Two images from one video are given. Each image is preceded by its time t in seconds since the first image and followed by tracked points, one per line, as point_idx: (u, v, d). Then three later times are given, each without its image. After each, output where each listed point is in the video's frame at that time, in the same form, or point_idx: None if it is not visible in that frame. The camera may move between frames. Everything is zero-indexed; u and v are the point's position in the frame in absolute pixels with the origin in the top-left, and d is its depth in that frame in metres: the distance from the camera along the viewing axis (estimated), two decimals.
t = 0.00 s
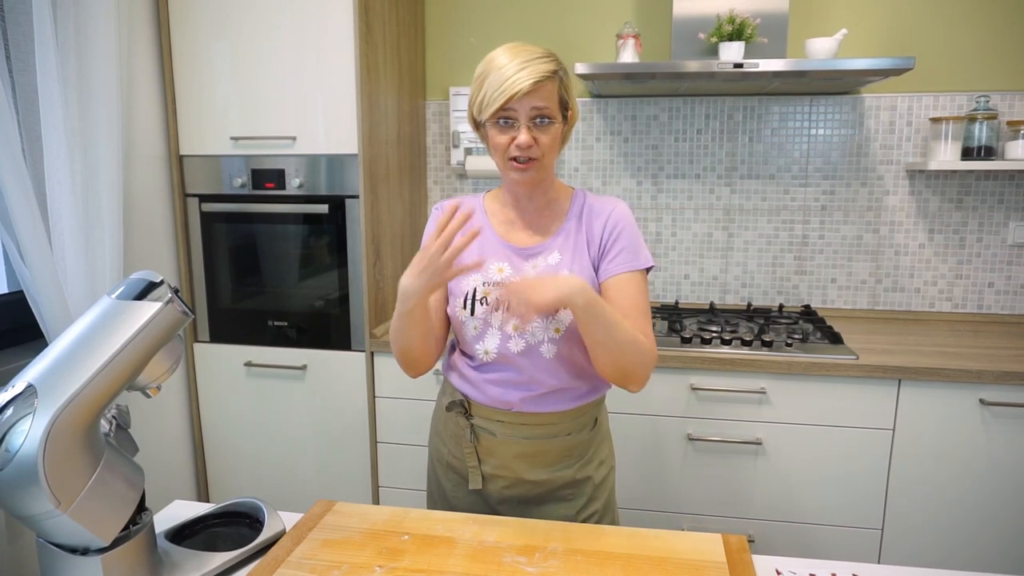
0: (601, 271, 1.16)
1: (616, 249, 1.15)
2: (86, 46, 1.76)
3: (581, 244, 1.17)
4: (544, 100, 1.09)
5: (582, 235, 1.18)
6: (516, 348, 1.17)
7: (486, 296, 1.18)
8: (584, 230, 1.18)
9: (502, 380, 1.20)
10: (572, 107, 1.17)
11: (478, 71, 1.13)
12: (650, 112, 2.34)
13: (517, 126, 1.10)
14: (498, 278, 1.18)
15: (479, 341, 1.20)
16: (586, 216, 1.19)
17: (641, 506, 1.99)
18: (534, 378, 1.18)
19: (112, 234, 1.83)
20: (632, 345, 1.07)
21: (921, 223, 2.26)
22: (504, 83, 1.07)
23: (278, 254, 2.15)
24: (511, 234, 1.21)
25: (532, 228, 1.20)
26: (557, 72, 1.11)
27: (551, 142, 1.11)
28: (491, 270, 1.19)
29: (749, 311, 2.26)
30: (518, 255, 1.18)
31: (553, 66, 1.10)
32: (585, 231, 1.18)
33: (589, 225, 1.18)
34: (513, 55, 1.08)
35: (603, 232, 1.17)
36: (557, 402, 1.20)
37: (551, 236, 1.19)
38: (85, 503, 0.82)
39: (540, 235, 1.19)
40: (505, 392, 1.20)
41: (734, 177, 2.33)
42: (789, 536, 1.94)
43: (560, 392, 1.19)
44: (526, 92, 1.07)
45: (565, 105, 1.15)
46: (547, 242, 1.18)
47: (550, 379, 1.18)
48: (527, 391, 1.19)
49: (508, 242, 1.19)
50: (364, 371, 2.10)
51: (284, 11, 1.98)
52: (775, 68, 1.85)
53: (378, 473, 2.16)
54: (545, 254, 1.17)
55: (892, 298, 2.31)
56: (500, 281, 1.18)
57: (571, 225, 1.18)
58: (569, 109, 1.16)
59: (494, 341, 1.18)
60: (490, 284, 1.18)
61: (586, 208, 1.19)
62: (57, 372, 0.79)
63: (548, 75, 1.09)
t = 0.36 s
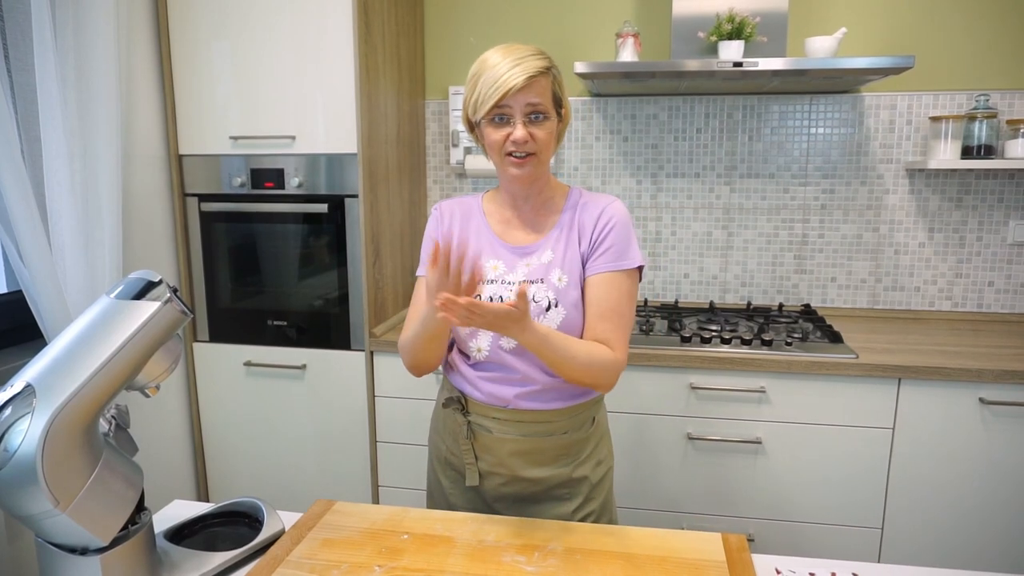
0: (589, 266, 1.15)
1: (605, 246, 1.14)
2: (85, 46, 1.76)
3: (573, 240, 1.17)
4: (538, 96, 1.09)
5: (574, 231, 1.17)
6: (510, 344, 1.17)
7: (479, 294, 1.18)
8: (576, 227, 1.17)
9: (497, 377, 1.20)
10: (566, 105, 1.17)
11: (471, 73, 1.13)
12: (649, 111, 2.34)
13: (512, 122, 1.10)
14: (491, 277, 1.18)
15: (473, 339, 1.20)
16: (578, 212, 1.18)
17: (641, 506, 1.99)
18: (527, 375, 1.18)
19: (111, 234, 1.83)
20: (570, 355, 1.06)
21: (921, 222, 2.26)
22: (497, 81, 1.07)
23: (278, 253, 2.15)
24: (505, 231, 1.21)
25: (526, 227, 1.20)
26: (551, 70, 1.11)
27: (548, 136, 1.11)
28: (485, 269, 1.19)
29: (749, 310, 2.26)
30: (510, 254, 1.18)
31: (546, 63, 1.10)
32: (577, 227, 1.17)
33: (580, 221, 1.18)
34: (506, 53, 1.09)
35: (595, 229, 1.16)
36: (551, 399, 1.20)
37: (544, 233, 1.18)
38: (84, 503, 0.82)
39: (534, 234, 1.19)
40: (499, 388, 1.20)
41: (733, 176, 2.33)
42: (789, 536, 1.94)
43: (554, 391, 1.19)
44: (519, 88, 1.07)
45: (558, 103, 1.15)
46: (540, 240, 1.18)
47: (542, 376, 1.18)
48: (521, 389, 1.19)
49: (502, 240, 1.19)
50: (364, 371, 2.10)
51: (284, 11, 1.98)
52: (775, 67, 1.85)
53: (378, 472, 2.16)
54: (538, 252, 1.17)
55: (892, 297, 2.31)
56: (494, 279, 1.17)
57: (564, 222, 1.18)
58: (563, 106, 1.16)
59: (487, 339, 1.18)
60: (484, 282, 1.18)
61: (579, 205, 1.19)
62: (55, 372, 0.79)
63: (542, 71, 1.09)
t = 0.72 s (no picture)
0: (591, 274, 1.16)
1: (607, 254, 1.14)
2: (85, 45, 1.76)
3: (573, 247, 1.16)
4: (524, 94, 1.09)
5: (574, 237, 1.17)
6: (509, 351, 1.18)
7: (479, 301, 1.18)
8: (577, 232, 1.17)
9: (496, 381, 1.21)
10: (565, 106, 1.16)
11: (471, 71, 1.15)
12: (649, 110, 2.33)
13: (497, 119, 1.11)
14: (491, 284, 1.18)
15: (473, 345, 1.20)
16: (579, 217, 1.18)
17: (641, 505, 1.99)
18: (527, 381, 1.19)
19: (111, 233, 1.83)
20: (564, 364, 1.09)
21: (921, 221, 2.26)
22: (484, 77, 1.09)
23: (278, 252, 2.15)
24: (504, 236, 1.20)
25: (525, 231, 1.19)
26: (546, 70, 1.11)
27: (532, 135, 1.11)
28: (484, 275, 1.18)
29: (749, 310, 2.26)
30: (510, 260, 1.18)
31: (542, 62, 1.10)
32: (579, 233, 1.17)
33: (581, 227, 1.17)
34: (499, 51, 1.10)
35: (597, 235, 1.16)
36: (551, 404, 1.21)
37: (544, 239, 1.18)
38: (83, 501, 0.82)
39: (533, 239, 1.19)
40: (498, 394, 1.21)
41: (733, 175, 2.33)
42: (789, 535, 1.94)
43: (554, 395, 1.20)
44: (503, 84, 1.08)
45: (557, 104, 1.14)
46: (540, 245, 1.17)
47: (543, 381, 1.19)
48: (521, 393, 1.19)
49: (501, 246, 1.19)
50: (364, 370, 2.10)
51: (284, 10, 1.98)
52: (775, 66, 1.85)
53: (378, 472, 2.16)
54: (538, 258, 1.17)
55: (892, 296, 2.31)
56: (493, 286, 1.17)
57: (565, 227, 1.18)
58: (562, 108, 1.15)
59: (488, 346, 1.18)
60: (484, 288, 1.18)
61: (579, 209, 1.18)
62: (55, 370, 0.79)
63: (533, 70, 1.09)
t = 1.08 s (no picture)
0: (593, 283, 1.15)
1: (609, 261, 1.14)
2: (84, 44, 1.76)
3: (575, 254, 1.16)
4: (520, 91, 1.09)
5: (576, 244, 1.16)
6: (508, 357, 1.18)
7: (478, 306, 1.18)
8: (579, 239, 1.16)
9: (491, 387, 1.21)
10: (564, 103, 1.16)
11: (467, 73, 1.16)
12: (650, 109, 2.33)
13: (495, 117, 1.11)
14: (491, 288, 1.18)
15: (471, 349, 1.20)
16: (582, 223, 1.17)
17: (642, 505, 1.99)
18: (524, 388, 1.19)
19: (111, 232, 1.83)
20: (564, 376, 1.08)
21: (922, 221, 2.25)
22: (479, 77, 1.10)
23: (278, 252, 2.15)
24: (505, 240, 1.20)
25: (526, 235, 1.19)
26: (541, 65, 1.11)
27: (531, 132, 1.10)
28: (484, 280, 1.18)
29: (749, 310, 2.26)
30: (511, 265, 1.18)
31: (537, 58, 1.11)
32: (581, 239, 1.16)
33: (584, 233, 1.17)
34: (492, 50, 1.11)
35: (599, 242, 1.15)
36: (548, 410, 1.20)
37: (546, 243, 1.18)
38: (82, 500, 0.82)
39: (535, 243, 1.18)
40: (495, 399, 1.21)
41: (734, 175, 2.33)
42: (790, 535, 1.94)
43: (550, 401, 1.20)
44: (498, 81, 1.09)
45: (555, 99, 1.14)
46: (541, 251, 1.17)
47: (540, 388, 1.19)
48: (517, 399, 1.19)
49: (502, 250, 1.19)
50: (364, 370, 2.10)
51: (283, 10, 1.97)
52: (775, 65, 1.85)
53: (378, 471, 2.15)
54: (538, 263, 1.17)
55: (892, 296, 2.31)
56: (493, 290, 1.17)
57: (566, 233, 1.17)
58: (561, 104, 1.15)
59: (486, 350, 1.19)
60: (483, 293, 1.18)
61: (582, 215, 1.18)
62: (55, 370, 0.79)
63: (527, 64, 1.09)
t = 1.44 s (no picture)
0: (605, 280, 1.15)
1: (619, 256, 1.14)
2: (84, 43, 1.76)
3: (583, 246, 1.16)
4: (511, 88, 1.10)
5: (585, 237, 1.16)
6: (514, 347, 1.17)
7: (483, 295, 1.18)
8: (589, 235, 1.16)
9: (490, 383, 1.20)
10: (559, 96, 1.16)
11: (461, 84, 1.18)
12: (649, 109, 2.33)
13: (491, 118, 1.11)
14: (497, 279, 1.18)
15: (475, 339, 1.19)
16: (590, 216, 1.17)
17: (641, 505, 1.99)
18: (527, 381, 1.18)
19: (110, 232, 1.82)
20: (608, 391, 1.08)
21: (921, 220, 2.25)
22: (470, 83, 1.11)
23: (277, 252, 2.15)
24: (512, 235, 1.20)
25: (533, 230, 1.19)
26: (528, 61, 1.12)
27: (529, 126, 1.10)
28: (490, 271, 1.19)
29: (749, 309, 2.26)
30: (517, 256, 1.18)
31: (524, 55, 1.12)
32: (591, 234, 1.16)
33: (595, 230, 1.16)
34: (480, 55, 1.12)
35: (609, 239, 1.15)
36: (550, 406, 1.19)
37: (553, 236, 1.18)
38: (82, 500, 0.82)
39: (542, 236, 1.19)
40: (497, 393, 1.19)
41: (733, 175, 2.33)
42: (789, 535, 1.94)
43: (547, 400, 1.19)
44: (489, 82, 1.10)
45: (549, 93, 1.14)
46: (549, 243, 1.17)
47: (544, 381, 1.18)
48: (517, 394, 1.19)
49: (508, 244, 1.19)
50: (363, 370, 2.10)
51: (283, 9, 1.97)
52: (775, 65, 1.85)
53: (378, 471, 2.15)
54: (545, 255, 1.17)
55: (892, 295, 2.31)
56: (499, 281, 1.17)
57: (576, 227, 1.17)
58: (555, 97, 1.15)
59: (491, 340, 1.18)
60: (489, 283, 1.18)
61: (591, 211, 1.17)
62: (54, 370, 0.79)
63: (516, 61, 1.11)
